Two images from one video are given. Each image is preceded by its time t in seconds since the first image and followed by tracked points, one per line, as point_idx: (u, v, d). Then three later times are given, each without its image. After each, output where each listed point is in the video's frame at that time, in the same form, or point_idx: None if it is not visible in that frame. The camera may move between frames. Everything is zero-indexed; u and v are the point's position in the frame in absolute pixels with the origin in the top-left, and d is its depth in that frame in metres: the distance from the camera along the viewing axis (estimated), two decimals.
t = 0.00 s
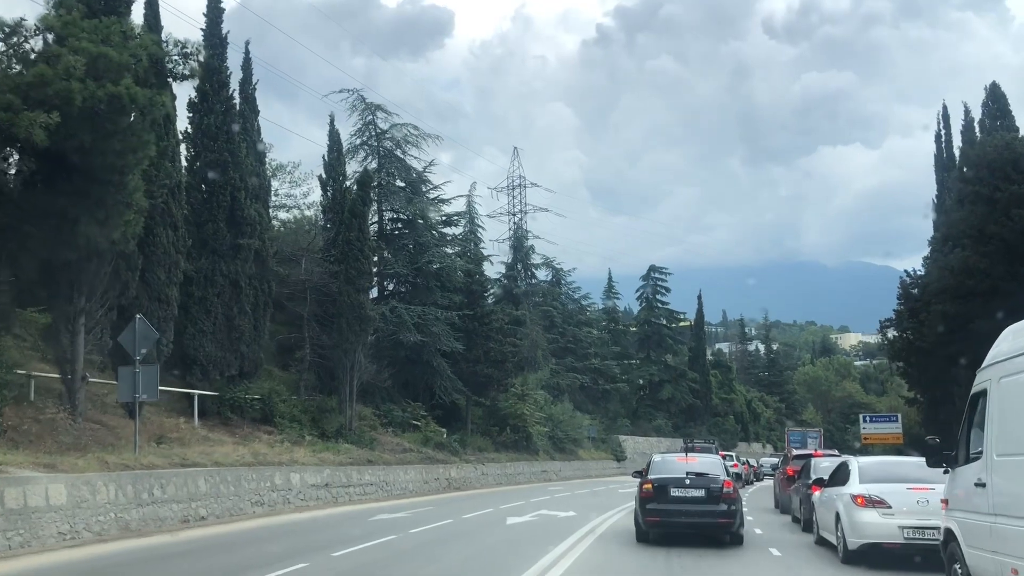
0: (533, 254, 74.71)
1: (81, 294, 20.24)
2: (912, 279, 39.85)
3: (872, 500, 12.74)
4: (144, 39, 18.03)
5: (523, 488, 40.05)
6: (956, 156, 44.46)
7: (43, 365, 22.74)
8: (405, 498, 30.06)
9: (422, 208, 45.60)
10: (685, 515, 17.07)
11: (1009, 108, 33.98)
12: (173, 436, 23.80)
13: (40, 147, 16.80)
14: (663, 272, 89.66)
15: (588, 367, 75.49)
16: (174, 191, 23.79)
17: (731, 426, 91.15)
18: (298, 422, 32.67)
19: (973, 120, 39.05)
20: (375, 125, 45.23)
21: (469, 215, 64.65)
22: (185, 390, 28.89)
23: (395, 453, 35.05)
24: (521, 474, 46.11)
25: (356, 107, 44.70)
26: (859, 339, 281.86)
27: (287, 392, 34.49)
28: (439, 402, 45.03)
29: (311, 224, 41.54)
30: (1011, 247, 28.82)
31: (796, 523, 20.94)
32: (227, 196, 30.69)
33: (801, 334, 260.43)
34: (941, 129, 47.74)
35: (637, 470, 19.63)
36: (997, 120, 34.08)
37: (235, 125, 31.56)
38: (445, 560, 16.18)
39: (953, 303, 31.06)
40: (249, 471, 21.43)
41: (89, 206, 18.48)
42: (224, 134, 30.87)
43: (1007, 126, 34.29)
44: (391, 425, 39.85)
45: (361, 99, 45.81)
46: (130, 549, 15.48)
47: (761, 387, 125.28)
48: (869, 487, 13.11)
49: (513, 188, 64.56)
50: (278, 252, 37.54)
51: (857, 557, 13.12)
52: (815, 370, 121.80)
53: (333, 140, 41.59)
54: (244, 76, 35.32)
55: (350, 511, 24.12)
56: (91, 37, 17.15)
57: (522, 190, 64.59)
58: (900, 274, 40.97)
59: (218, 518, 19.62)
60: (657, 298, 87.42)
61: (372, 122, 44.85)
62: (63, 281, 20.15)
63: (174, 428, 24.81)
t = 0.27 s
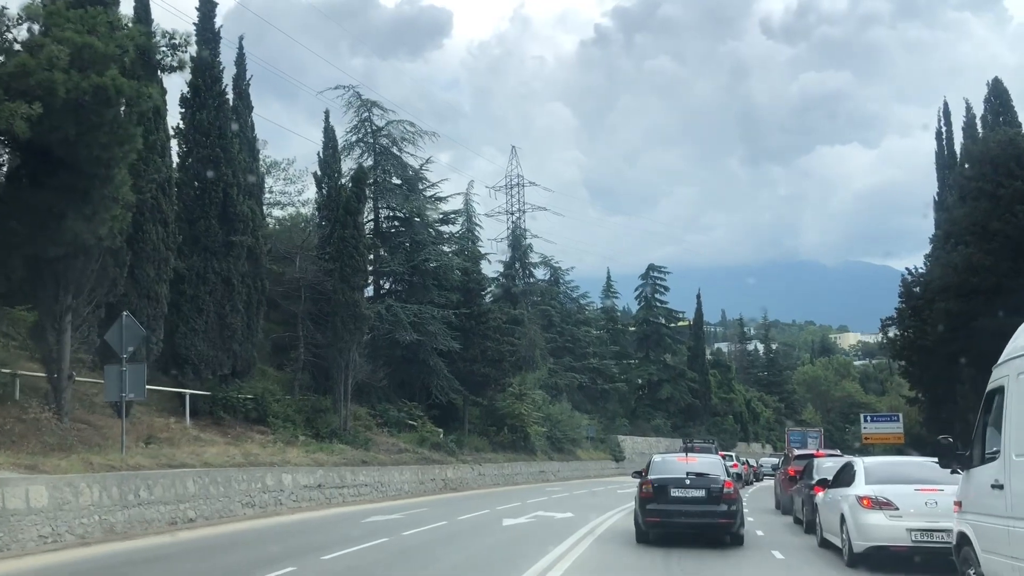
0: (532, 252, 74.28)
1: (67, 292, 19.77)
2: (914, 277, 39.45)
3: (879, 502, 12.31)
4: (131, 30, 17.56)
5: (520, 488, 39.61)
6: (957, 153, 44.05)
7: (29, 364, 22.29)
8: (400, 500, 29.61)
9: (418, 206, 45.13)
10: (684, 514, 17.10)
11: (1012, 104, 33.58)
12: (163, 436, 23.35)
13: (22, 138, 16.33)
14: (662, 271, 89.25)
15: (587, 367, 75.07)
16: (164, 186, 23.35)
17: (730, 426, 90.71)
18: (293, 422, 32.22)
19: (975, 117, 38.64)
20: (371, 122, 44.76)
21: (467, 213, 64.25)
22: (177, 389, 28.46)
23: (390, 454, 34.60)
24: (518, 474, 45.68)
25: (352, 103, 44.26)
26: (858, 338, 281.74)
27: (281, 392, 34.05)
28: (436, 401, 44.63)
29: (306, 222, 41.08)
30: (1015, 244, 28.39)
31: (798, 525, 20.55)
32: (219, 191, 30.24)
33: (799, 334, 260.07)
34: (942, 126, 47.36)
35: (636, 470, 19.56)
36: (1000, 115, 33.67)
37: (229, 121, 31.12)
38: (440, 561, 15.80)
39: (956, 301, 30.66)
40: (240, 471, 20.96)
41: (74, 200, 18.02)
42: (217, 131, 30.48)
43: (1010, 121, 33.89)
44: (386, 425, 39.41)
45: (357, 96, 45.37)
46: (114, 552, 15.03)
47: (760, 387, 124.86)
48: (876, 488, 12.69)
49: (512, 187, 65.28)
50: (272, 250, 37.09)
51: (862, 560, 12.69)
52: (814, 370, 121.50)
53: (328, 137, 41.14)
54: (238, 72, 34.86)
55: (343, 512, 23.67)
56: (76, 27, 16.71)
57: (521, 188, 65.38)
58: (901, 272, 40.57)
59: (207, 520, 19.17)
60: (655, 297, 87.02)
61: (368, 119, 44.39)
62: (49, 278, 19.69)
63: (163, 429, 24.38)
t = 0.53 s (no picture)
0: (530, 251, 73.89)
1: (54, 289, 19.36)
2: (915, 275, 39.07)
3: (886, 503, 11.91)
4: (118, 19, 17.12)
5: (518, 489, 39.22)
6: (958, 150, 43.66)
7: (16, 363, 21.89)
8: (396, 501, 29.20)
9: (415, 203, 44.71)
10: (684, 515, 16.74)
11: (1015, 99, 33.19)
12: (152, 436, 22.92)
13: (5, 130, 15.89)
14: (661, 270, 88.89)
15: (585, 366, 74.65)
16: (155, 182, 22.94)
17: (730, 426, 90.33)
18: (287, 422, 31.82)
19: (976, 113, 38.25)
20: (367, 118, 44.33)
21: (465, 212, 63.85)
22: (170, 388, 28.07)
23: (386, 454, 34.19)
24: (516, 474, 45.27)
25: (348, 100, 43.84)
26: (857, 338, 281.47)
27: (276, 391, 33.64)
28: (433, 401, 44.21)
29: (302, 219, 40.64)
30: (1018, 241, 28.00)
31: (801, 526, 20.13)
32: (212, 187, 29.83)
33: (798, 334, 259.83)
34: (943, 123, 47.01)
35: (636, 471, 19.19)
36: (1003, 111, 33.28)
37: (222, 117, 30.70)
38: (434, 564, 15.35)
39: (959, 298, 30.28)
40: (230, 472, 20.55)
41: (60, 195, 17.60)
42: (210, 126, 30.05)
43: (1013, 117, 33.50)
44: (383, 424, 38.99)
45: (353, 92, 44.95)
46: (98, 556, 14.62)
47: (759, 386, 124.49)
48: (882, 489, 12.30)
49: (509, 187, 66.13)
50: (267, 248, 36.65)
51: (868, 564, 12.29)
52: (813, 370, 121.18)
53: (324, 133, 40.73)
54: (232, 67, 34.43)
55: (337, 513, 23.28)
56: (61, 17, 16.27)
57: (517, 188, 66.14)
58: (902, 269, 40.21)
59: (196, 522, 18.74)
60: (654, 296, 86.64)
61: (364, 116, 43.97)
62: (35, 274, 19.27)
63: (153, 429, 23.98)
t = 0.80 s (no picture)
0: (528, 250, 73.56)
1: (41, 286, 18.99)
2: (916, 273, 38.76)
3: (891, 504, 11.57)
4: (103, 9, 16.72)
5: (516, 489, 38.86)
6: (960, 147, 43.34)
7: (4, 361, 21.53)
8: (392, 501, 28.84)
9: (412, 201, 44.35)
10: (684, 514, 16.42)
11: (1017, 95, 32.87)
12: (143, 436, 22.56)
13: None
14: (660, 269, 88.58)
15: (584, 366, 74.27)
16: (146, 177, 22.58)
17: (729, 425, 89.99)
18: (282, 421, 31.46)
19: (978, 109, 37.93)
20: (363, 116, 43.98)
21: (463, 210, 63.52)
22: (163, 387, 27.74)
23: (382, 454, 33.82)
24: (514, 474, 44.92)
25: (344, 97, 43.48)
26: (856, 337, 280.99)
27: (270, 391, 33.28)
28: (429, 400, 43.85)
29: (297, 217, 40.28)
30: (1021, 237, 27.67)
31: (802, 527, 19.78)
32: (205, 184, 29.46)
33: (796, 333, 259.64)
34: (944, 120, 46.74)
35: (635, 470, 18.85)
36: (1005, 107, 32.96)
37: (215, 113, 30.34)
38: (431, 565, 15.02)
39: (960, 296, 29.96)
40: (222, 472, 20.17)
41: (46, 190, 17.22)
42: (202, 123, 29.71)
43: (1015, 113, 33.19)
44: (379, 424, 38.62)
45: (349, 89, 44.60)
46: (83, 558, 14.26)
47: (758, 386, 124.17)
48: (887, 489, 11.96)
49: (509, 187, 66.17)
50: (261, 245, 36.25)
51: (873, 566, 11.95)
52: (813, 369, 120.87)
53: (319, 130, 40.38)
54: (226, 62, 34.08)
55: (331, 514, 22.91)
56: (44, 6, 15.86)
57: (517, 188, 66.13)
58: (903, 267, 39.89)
59: (186, 523, 18.38)
60: (653, 295, 86.32)
61: (361, 113, 43.61)
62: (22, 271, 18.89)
63: (144, 428, 23.61)
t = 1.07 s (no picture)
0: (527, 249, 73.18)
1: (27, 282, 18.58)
2: (918, 271, 38.40)
3: (899, 505, 11.17)
4: None
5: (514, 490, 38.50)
6: (962, 144, 42.97)
7: None
8: (387, 502, 28.47)
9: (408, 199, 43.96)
10: (684, 514, 16.05)
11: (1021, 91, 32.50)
12: (133, 436, 22.18)
13: None
14: (659, 268, 88.22)
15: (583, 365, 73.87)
16: (135, 173, 22.20)
17: (728, 425, 89.64)
18: (277, 421, 31.08)
19: (981, 105, 37.57)
20: (360, 112, 43.57)
21: (461, 209, 63.12)
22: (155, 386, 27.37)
23: (378, 454, 33.44)
24: (512, 474, 44.55)
25: (340, 93, 43.07)
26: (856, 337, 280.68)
27: (265, 390, 32.90)
28: (426, 400, 43.46)
29: (292, 215, 39.89)
30: None
31: (804, 528, 19.41)
32: (197, 180, 29.05)
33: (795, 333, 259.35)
34: (945, 117, 46.39)
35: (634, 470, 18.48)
36: (1008, 103, 32.60)
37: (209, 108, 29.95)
38: (425, 567, 14.64)
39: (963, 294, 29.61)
40: (213, 473, 19.77)
41: (32, 184, 16.81)
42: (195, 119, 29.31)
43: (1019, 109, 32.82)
44: (375, 423, 38.22)
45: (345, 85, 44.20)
46: (68, 561, 13.86)
47: (757, 385, 123.80)
48: (893, 490, 11.58)
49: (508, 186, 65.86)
50: (256, 243, 35.85)
51: (880, 569, 11.57)
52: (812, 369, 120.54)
53: (315, 127, 39.98)
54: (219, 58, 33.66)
55: (324, 515, 22.54)
56: None
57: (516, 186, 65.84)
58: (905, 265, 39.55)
59: (175, 525, 17.98)
60: (652, 295, 85.96)
61: (357, 110, 43.21)
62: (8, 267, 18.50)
63: (135, 428, 23.22)
